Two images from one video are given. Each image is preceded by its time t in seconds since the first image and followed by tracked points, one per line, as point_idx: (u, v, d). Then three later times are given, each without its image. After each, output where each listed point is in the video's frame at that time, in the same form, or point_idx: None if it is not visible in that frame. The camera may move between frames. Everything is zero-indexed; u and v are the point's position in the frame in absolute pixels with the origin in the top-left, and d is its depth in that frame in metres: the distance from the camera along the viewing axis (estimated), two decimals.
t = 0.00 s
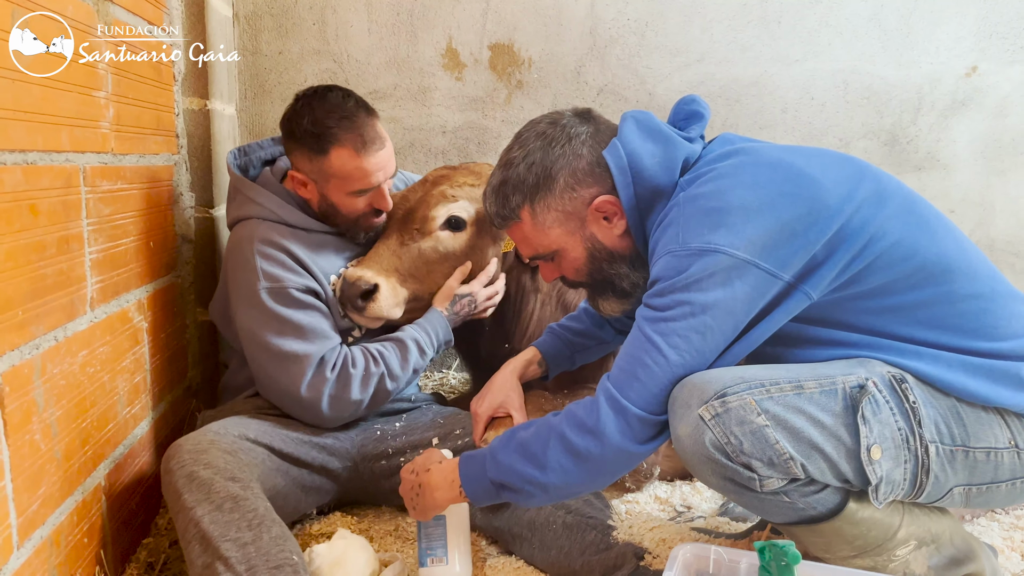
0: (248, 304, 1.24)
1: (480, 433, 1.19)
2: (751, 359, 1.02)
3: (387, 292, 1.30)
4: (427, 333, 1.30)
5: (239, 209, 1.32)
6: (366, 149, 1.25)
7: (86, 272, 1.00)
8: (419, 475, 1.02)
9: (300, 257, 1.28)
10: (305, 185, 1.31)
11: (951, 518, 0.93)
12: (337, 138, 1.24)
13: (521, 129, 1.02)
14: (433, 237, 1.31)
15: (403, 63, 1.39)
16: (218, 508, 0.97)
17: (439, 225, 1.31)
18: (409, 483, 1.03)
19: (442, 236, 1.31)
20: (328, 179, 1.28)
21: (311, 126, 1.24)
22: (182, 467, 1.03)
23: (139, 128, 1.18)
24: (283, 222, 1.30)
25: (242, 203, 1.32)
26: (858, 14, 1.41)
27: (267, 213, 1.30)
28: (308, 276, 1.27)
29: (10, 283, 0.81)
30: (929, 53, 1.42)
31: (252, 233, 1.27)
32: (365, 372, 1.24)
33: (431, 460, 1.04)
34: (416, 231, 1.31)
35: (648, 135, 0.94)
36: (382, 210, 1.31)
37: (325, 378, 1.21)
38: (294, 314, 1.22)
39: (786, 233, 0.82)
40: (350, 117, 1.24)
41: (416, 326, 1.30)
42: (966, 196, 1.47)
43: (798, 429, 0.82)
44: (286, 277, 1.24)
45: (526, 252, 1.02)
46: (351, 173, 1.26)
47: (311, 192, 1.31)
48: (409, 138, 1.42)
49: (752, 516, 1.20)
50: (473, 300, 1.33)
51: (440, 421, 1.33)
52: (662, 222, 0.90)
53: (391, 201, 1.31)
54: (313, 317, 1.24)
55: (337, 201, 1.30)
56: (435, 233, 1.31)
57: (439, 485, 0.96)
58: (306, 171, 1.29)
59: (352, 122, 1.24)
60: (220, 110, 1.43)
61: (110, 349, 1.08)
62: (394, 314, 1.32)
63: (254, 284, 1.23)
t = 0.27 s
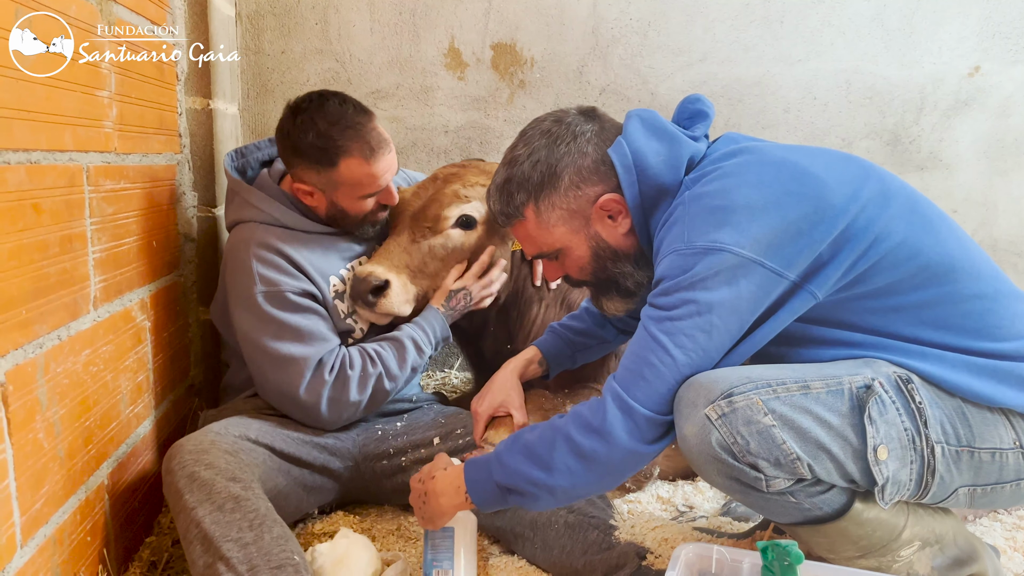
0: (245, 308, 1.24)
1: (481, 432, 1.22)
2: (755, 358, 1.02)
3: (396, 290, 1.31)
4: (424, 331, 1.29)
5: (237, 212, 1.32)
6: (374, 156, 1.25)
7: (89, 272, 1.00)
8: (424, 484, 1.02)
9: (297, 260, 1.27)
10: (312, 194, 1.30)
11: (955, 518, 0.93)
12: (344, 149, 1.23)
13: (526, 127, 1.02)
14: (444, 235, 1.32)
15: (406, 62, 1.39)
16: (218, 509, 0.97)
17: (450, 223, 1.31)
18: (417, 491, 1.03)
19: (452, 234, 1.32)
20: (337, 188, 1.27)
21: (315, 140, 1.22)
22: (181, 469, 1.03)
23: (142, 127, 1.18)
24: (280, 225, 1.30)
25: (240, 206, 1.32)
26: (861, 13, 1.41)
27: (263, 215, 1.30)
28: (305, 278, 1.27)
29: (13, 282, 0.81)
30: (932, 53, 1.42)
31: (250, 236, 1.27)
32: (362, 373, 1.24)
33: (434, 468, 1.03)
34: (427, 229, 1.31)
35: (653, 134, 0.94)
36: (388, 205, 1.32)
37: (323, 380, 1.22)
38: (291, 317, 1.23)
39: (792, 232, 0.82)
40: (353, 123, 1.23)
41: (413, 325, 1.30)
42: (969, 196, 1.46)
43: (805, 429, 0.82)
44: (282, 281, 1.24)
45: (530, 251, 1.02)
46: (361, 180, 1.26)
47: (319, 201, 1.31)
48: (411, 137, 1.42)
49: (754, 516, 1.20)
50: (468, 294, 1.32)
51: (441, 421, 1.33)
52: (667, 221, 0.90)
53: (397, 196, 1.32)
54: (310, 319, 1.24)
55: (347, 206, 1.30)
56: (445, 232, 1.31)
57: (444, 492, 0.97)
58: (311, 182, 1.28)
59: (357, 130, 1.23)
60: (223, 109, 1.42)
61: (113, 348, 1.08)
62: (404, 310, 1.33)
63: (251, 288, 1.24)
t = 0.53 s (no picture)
0: (247, 312, 1.24)
1: (481, 428, 1.20)
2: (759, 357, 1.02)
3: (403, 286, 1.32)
4: (426, 328, 1.30)
5: (237, 214, 1.32)
6: (367, 160, 1.25)
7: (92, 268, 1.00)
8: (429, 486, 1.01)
9: (296, 262, 1.27)
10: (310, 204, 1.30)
11: (959, 517, 0.93)
12: (337, 158, 1.23)
13: (529, 124, 1.01)
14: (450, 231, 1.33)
15: (408, 60, 1.39)
16: (222, 505, 0.97)
17: (456, 219, 1.33)
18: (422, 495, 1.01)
19: (459, 229, 1.33)
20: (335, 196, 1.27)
21: (306, 155, 1.22)
22: (186, 465, 1.03)
23: (145, 125, 1.18)
24: (279, 227, 1.30)
25: (239, 208, 1.32)
26: (863, 12, 1.41)
27: (262, 217, 1.30)
28: (305, 280, 1.27)
29: (16, 279, 0.81)
30: (934, 51, 1.42)
31: (248, 239, 1.28)
32: (367, 374, 1.24)
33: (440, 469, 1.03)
34: (434, 223, 1.32)
35: (657, 130, 0.94)
36: (388, 205, 1.32)
37: (328, 381, 1.22)
38: (293, 320, 1.23)
39: (797, 229, 0.82)
40: (342, 131, 1.22)
41: (414, 322, 1.30)
42: (971, 195, 1.46)
43: (810, 429, 0.82)
44: (282, 283, 1.24)
45: (534, 248, 1.02)
46: (358, 185, 1.26)
47: (318, 209, 1.31)
48: (414, 135, 1.42)
49: (756, 515, 1.20)
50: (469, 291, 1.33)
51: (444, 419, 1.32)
52: (671, 219, 0.90)
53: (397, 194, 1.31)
54: (313, 321, 1.24)
55: (349, 212, 1.30)
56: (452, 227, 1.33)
57: (448, 493, 0.96)
58: (309, 193, 1.28)
59: (347, 138, 1.22)
60: (226, 107, 1.41)
61: (116, 345, 1.08)
62: (409, 304, 1.33)
63: (252, 291, 1.23)
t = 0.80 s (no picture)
0: (251, 317, 1.24)
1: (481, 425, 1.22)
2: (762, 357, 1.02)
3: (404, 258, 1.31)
4: (430, 317, 1.30)
5: (232, 219, 1.31)
6: (378, 159, 1.26)
7: (94, 267, 1.00)
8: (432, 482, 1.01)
9: (294, 264, 1.27)
10: (320, 209, 1.30)
11: (963, 517, 0.93)
12: (351, 159, 1.24)
13: (531, 121, 1.01)
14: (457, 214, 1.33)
15: (410, 58, 1.39)
16: (220, 507, 0.97)
17: (464, 203, 1.33)
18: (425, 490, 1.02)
19: (465, 214, 1.33)
20: (346, 197, 1.28)
21: (321, 158, 1.23)
22: (184, 467, 1.03)
23: (146, 123, 1.18)
24: (274, 231, 1.29)
25: (233, 213, 1.32)
26: (866, 10, 1.40)
27: (258, 222, 1.29)
28: (305, 281, 1.27)
29: (18, 277, 0.81)
30: (937, 50, 1.41)
31: (244, 245, 1.27)
32: (378, 366, 1.25)
33: (444, 465, 1.03)
34: (442, 206, 1.32)
35: (660, 128, 0.94)
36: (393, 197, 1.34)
37: (340, 377, 1.22)
38: (298, 321, 1.22)
39: (801, 228, 0.82)
40: (349, 136, 1.23)
41: (418, 313, 1.30)
42: (974, 194, 1.46)
43: (814, 430, 0.82)
44: (283, 286, 1.24)
45: (536, 246, 1.02)
46: (369, 185, 1.27)
47: (329, 213, 1.31)
48: (415, 134, 1.42)
49: (759, 513, 1.20)
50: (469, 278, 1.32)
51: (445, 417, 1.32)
52: (674, 217, 0.90)
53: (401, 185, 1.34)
54: (318, 320, 1.24)
55: (359, 210, 1.30)
56: (461, 210, 1.32)
57: (451, 492, 0.96)
58: (320, 198, 1.28)
59: (358, 138, 1.23)
60: (228, 105, 1.41)
61: (118, 343, 1.08)
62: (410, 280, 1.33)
63: (254, 296, 1.24)
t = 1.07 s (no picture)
0: (260, 313, 1.22)
1: (475, 418, 1.21)
2: (763, 355, 1.02)
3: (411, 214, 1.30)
4: (435, 309, 1.32)
5: (236, 217, 1.29)
6: (377, 126, 1.25)
7: (95, 264, 1.00)
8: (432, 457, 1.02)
9: (300, 260, 1.25)
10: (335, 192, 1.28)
11: (964, 516, 0.93)
12: (355, 129, 1.23)
13: (533, 117, 1.01)
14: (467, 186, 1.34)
15: (411, 56, 1.39)
16: (230, 496, 0.97)
17: (475, 176, 1.35)
18: (422, 462, 1.04)
19: (476, 189, 1.35)
20: (359, 173, 1.27)
21: (329, 136, 1.22)
22: (195, 456, 1.03)
23: (148, 120, 1.18)
24: (277, 227, 1.28)
25: (238, 211, 1.29)
26: (868, 9, 1.40)
27: (261, 219, 1.27)
28: (312, 276, 1.25)
29: (19, 273, 0.81)
30: (939, 49, 1.41)
31: (248, 241, 1.25)
32: (388, 359, 1.25)
33: (445, 440, 1.04)
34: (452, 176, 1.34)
35: (664, 125, 0.93)
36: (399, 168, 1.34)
37: (351, 371, 1.21)
38: (309, 316, 1.21)
39: (804, 226, 0.81)
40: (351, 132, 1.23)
41: (424, 305, 1.32)
42: (976, 193, 1.46)
43: (816, 429, 0.81)
44: (292, 281, 1.22)
45: (536, 242, 1.02)
46: (374, 158, 1.26)
47: (344, 195, 1.29)
48: (416, 132, 1.42)
49: (759, 512, 1.20)
50: (470, 267, 1.33)
51: (449, 413, 1.32)
52: (677, 214, 0.89)
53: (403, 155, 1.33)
54: (328, 315, 1.23)
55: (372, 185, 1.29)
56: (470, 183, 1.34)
57: (450, 467, 0.97)
58: (336, 179, 1.26)
59: (357, 108, 1.23)
60: (229, 103, 1.40)
61: (119, 341, 1.08)
62: (417, 235, 1.31)
63: (263, 292, 1.22)
